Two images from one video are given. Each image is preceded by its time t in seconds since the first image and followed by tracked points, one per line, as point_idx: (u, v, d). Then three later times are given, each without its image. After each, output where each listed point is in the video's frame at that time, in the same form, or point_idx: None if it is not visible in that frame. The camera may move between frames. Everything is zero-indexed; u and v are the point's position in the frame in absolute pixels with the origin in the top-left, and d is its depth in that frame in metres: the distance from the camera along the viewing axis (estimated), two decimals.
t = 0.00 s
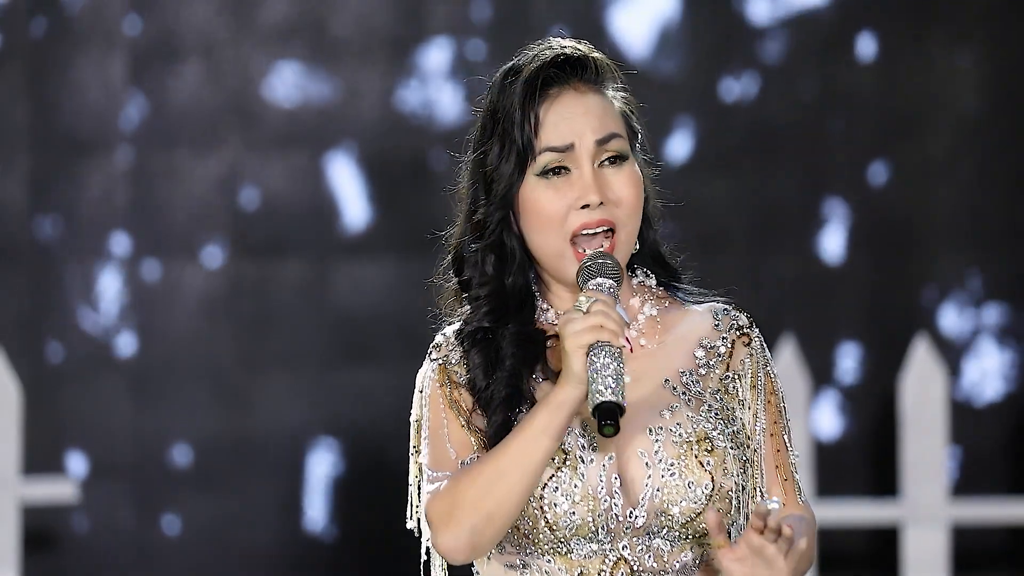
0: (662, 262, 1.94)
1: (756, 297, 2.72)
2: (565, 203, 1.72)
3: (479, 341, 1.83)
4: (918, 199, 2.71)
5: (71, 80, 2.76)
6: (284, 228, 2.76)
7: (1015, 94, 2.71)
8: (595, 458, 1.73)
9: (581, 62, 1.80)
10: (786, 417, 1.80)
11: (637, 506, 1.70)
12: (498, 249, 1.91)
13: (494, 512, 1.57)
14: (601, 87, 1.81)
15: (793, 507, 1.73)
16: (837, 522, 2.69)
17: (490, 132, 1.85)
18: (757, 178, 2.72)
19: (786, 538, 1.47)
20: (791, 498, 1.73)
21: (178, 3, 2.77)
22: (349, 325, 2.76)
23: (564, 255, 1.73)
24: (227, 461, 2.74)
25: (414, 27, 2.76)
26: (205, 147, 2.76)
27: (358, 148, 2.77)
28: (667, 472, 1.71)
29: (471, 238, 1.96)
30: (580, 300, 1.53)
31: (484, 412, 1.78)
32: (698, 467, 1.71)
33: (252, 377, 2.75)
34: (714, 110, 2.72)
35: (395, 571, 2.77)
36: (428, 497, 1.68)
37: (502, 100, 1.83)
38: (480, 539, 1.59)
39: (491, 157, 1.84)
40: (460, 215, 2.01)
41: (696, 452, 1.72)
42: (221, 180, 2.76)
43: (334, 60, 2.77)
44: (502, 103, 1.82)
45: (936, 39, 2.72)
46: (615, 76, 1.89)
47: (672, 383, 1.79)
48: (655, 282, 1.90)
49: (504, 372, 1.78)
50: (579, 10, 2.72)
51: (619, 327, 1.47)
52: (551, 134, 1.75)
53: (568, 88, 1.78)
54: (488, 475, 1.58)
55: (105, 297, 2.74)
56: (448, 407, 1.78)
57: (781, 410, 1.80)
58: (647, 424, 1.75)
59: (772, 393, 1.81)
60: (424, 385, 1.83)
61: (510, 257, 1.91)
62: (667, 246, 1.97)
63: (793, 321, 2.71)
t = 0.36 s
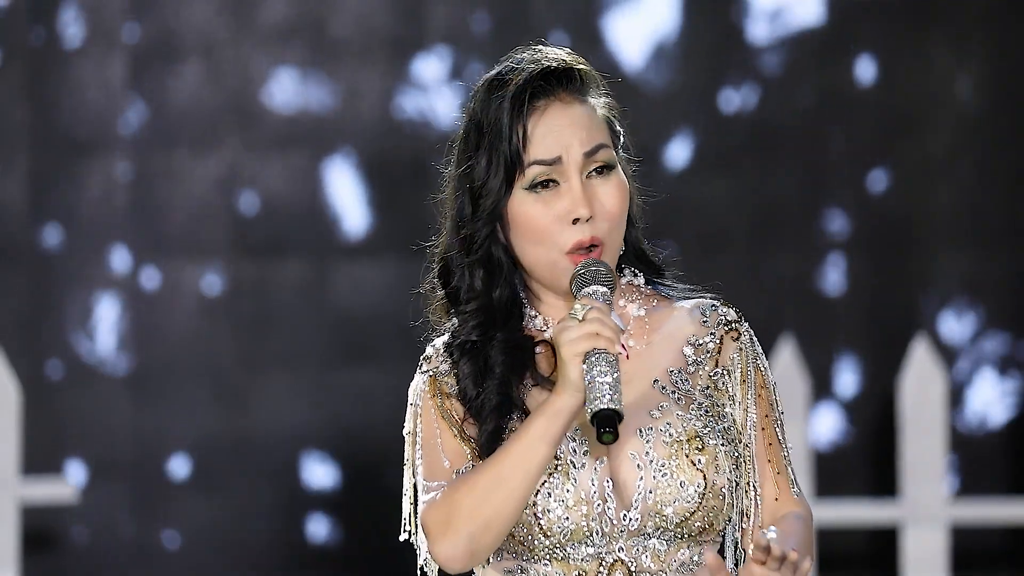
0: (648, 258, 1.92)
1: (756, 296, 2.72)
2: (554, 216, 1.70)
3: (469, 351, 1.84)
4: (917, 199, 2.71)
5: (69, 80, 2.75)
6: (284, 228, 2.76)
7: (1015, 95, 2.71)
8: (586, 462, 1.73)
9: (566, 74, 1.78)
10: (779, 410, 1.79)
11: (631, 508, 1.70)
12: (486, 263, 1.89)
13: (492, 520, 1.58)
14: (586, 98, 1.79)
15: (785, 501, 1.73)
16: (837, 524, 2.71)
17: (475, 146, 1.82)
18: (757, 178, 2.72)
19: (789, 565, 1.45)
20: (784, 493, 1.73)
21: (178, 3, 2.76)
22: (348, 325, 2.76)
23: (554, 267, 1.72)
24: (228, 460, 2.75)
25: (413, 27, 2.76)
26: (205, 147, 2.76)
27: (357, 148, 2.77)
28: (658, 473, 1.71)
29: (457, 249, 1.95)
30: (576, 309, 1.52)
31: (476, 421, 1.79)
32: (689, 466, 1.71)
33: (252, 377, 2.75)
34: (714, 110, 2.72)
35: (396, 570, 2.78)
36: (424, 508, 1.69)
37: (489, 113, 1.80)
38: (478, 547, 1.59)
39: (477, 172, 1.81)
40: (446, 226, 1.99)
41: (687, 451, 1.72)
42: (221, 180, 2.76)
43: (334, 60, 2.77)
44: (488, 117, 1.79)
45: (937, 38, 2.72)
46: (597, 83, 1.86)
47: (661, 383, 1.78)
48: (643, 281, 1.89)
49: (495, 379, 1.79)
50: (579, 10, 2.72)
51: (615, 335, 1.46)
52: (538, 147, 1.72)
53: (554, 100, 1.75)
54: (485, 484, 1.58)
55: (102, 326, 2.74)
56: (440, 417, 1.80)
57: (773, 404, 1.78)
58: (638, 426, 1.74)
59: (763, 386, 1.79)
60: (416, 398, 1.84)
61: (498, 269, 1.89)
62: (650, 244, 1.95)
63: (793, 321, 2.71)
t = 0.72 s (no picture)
0: (636, 260, 1.94)
1: (756, 296, 2.72)
2: (532, 215, 1.73)
3: (458, 359, 1.86)
4: (916, 199, 2.71)
5: (69, 80, 2.75)
6: (284, 229, 2.77)
7: (1015, 95, 2.72)
8: (576, 467, 1.73)
9: (535, 74, 1.82)
10: (770, 404, 1.79)
11: (623, 512, 1.71)
12: (468, 268, 1.94)
13: (483, 526, 1.58)
14: (557, 96, 1.83)
15: (779, 494, 1.72)
16: (837, 525, 2.71)
17: (450, 152, 1.87)
18: (756, 178, 2.72)
19: None
20: (779, 486, 1.73)
21: (177, 3, 2.76)
22: (348, 325, 2.76)
23: (537, 266, 1.74)
24: (227, 460, 2.75)
25: (413, 27, 2.76)
26: (205, 148, 2.76)
27: (357, 149, 2.77)
28: (649, 476, 1.71)
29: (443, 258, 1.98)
30: (559, 313, 1.52)
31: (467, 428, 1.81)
32: (679, 467, 1.71)
33: (252, 377, 2.76)
34: (714, 110, 2.71)
35: (396, 570, 2.78)
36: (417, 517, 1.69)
37: (460, 118, 1.84)
38: (470, 553, 1.59)
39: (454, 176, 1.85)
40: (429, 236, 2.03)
41: (677, 452, 1.72)
42: (221, 180, 2.76)
43: (334, 60, 2.77)
44: (459, 122, 1.83)
45: (936, 39, 2.72)
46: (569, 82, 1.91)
47: (650, 385, 1.78)
48: (633, 283, 1.90)
49: (483, 387, 1.81)
50: (578, 10, 2.73)
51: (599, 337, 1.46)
52: (511, 147, 1.76)
53: (525, 100, 1.80)
54: (476, 490, 1.58)
55: (99, 356, 2.74)
56: (432, 426, 1.82)
57: (764, 399, 1.79)
58: (627, 428, 1.75)
59: (754, 383, 1.79)
60: (407, 409, 1.86)
61: (480, 275, 1.93)
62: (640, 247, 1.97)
63: (793, 322, 2.71)
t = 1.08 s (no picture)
0: (629, 261, 1.94)
1: (755, 296, 2.72)
2: (520, 204, 1.74)
3: (451, 358, 1.87)
4: (916, 199, 2.71)
5: (68, 80, 2.75)
6: (284, 229, 2.77)
7: (1014, 95, 2.71)
8: (569, 467, 1.73)
9: (520, 68, 1.83)
10: (764, 399, 1.79)
11: (615, 513, 1.71)
12: (457, 264, 1.94)
13: (476, 520, 1.58)
14: (542, 89, 1.84)
15: (779, 485, 1.73)
16: (836, 525, 2.71)
17: (438, 148, 1.88)
18: (756, 178, 2.71)
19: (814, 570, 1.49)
20: (778, 476, 1.74)
21: (177, 4, 2.76)
22: (348, 325, 2.77)
23: (527, 258, 1.75)
24: (227, 460, 2.75)
25: (412, 27, 2.77)
26: (204, 148, 2.76)
27: (357, 149, 2.77)
28: (641, 476, 1.71)
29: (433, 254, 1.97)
30: (551, 305, 1.51)
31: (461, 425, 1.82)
32: (671, 467, 1.71)
33: (252, 378, 2.76)
34: (714, 110, 2.72)
35: (396, 570, 2.78)
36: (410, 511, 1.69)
37: (446, 114, 1.85)
38: (463, 548, 1.59)
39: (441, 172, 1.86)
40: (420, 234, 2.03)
41: (669, 452, 1.72)
42: (221, 181, 2.77)
43: (333, 61, 2.77)
44: (445, 118, 1.85)
45: (935, 39, 2.72)
46: (555, 78, 1.93)
47: (642, 384, 1.79)
48: (626, 283, 1.90)
49: (477, 386, 1.82)
50: (578, 10, 2.72)
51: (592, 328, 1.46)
52: (499, 140, 1.77)
53: (510, 93, 1.81)
54: (469, 484, 1.58)
55: (97, 384, 2.74)
56: (426, 424, 1.84)
57: (758, 394, 1.79)
58: (619, 428, 1.75)
59: (747, 379, 1.80)
60: (402, 408, 1.88)
61: (470, 272, 1.94)
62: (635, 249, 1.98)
63: (792, 321, 2.71)
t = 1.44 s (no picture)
0: (628, 261, 1.95)
1: (756, 296, 2.71)
2: (516, 190, 1.74)
3: (451, 353, 1.87)
4: (916, 198, 2.71)
5: (67, 79, 2.75)
6: (284, 229, 2.77)
7: (1014, 95, 2.72)
8: (566, 466, 1.73)
9: (518, 60, 1.84)
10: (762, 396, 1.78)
11: (612, 513, 1.70)
12: (452, 256, 1.96)
13: (476, 506, 1.58)
14: (538, 81, 1.85)
15: (780, 472, 1.70)
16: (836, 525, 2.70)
17: (435, 138, 1.90)
18: (757, 177, 2.71)
19: (835, 536, 1.47)
20: (777, 463, 1.71)
21: (177, 3, 2.76)
22: (348, 325, 2.77)
23: (522, 244, 1.73)
24: (227, 460, 2.75)
25: (412, 27, 2.77)
26: (204, 148, 2.76)
27: (357, 148, 2.77)
28: (638, 476, 1.71)
29: (428, 244, 1.99)
30: (551, 288, 1.51)
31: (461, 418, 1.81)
32: (668, 467, 1.71)
33: (251, 377, 2.76)
34: (713, 110, 2.71)
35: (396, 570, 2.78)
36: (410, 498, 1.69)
37: (443, 107, 1.87)
38: (463, 534, 1.59)
39: (438, 163, 1.88)
40: (415, 228, 2.04)
41: (666, 452, 1.72)
42: (220, 180, 2.77)
43: (333, 61, 2.77)
44: (443, 108, 1.87)
45: (934, 39, 2.72)
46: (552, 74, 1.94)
47: (639, 384, 1.78)
48: (625, 283, 1.91)
49: (477, 381, 1.81)
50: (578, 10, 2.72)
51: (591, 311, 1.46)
52: (494, 128, 1.79)
53: (507, 84, 1.82)
54: (468, 470, 1.58)
55: (95, 417, 2.74)
56: (426, 417, 1.83)
57: (756, 390, 1.78)
58: (614, 428, 1.75)
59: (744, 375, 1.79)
60: (400, 402, 1.86)
61: (466, 263, 1.96)
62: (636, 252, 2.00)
63: (792, 321, 2.71)
